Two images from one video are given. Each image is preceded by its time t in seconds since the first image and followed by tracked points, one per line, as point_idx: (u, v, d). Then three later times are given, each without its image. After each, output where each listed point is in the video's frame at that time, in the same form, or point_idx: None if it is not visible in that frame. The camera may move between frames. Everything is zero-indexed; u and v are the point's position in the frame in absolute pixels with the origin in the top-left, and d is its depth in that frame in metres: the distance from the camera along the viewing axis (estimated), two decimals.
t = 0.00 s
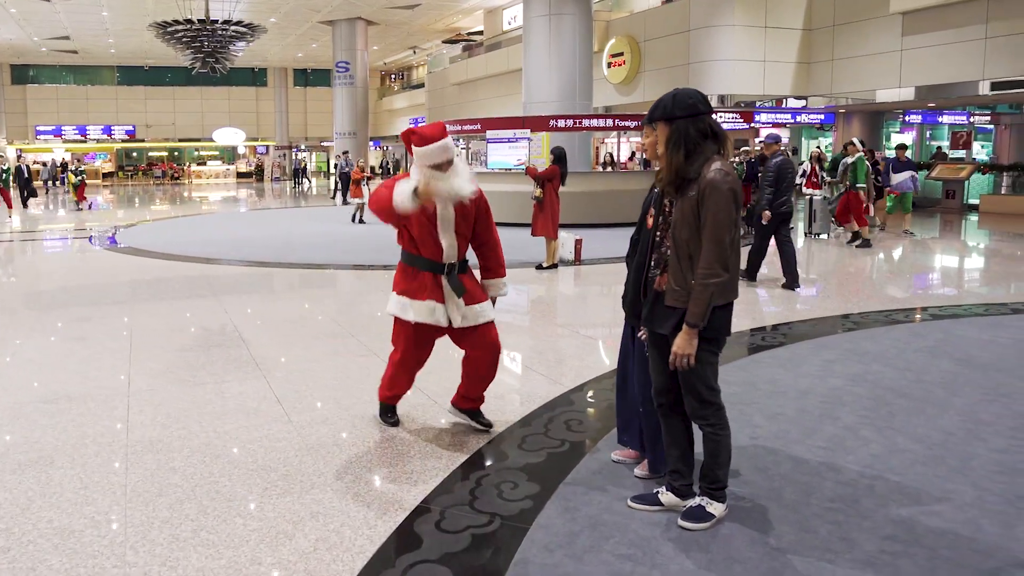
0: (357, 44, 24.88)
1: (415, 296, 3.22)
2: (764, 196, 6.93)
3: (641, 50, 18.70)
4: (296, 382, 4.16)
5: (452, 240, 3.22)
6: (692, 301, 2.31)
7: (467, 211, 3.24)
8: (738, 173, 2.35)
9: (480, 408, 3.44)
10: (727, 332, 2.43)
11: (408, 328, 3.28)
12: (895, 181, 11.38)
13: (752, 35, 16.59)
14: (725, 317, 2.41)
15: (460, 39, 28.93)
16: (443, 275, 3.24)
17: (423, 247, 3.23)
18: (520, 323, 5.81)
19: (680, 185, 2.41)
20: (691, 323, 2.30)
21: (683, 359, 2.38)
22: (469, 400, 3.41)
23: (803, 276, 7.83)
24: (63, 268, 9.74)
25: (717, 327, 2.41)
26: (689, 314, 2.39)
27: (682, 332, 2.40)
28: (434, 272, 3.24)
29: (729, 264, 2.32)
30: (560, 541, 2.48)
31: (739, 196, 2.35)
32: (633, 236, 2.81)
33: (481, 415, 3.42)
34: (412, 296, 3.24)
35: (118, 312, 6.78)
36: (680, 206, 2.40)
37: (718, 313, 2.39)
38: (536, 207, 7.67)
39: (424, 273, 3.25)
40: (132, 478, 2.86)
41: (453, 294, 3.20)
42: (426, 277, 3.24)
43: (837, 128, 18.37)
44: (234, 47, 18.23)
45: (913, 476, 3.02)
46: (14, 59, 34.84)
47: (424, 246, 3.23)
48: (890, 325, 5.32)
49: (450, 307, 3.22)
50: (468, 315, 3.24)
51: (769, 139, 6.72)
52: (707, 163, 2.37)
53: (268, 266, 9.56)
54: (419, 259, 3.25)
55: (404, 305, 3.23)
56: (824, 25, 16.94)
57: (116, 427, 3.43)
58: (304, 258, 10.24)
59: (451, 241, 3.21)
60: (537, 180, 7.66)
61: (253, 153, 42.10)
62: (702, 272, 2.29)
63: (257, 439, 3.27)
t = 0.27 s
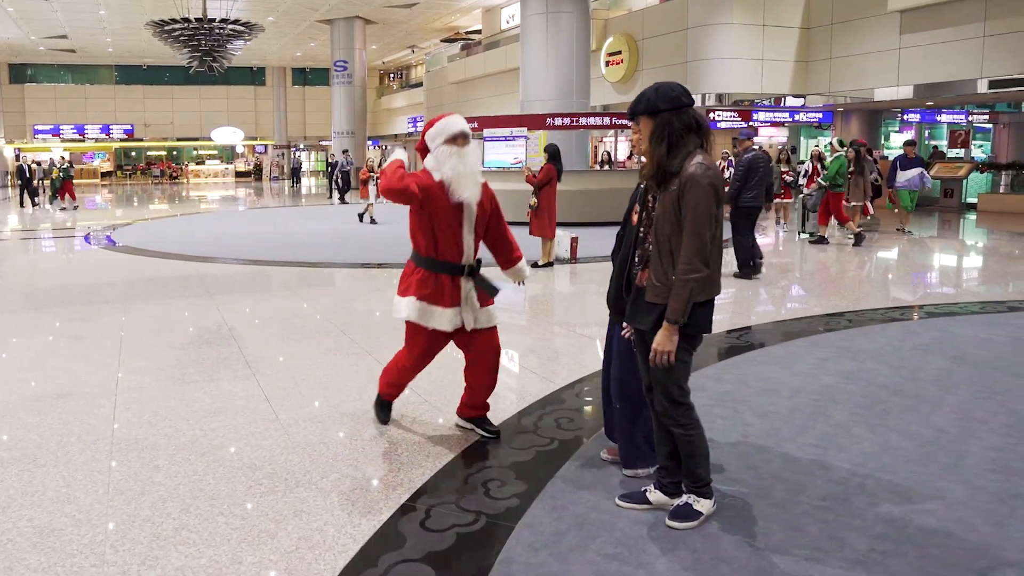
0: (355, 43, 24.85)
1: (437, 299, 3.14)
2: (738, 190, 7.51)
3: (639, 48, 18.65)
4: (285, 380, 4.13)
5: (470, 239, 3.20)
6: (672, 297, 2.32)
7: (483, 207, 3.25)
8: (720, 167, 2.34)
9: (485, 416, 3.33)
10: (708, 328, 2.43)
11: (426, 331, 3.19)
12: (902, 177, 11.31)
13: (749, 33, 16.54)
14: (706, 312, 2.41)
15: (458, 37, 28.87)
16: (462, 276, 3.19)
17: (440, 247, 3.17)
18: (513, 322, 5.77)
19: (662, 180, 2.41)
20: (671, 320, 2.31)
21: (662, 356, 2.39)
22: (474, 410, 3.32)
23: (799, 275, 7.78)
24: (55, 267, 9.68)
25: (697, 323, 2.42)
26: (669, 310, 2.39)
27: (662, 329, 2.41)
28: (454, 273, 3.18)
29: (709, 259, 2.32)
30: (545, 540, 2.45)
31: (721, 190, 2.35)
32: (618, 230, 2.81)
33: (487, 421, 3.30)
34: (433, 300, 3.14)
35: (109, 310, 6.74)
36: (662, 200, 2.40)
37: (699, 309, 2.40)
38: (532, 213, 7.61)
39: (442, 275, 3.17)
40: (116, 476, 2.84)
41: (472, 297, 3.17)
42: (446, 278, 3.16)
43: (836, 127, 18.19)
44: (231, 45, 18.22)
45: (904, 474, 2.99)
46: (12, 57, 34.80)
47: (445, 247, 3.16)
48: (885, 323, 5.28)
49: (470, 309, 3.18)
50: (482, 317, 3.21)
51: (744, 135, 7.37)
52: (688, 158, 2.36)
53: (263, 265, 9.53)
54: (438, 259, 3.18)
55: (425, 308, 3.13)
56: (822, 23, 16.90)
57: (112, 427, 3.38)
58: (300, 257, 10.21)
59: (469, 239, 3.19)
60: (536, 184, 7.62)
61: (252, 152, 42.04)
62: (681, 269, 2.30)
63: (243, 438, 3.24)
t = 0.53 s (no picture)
0: (353, 41, 24.84)
1: (461, 274, 2.84)
2: (721, 191, 7.61)
3: (636, 46, 18.56)
4: (270, 379, 4.09)
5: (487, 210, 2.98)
6: (653, 294, 2.28)
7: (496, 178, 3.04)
8: (704, 162, 2.30)
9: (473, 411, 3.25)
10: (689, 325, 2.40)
11: (447, 308, 2.84)
12: (907, 176, 11.07)
13: (747, 32, 16.48)
14: (688, 310, 2.39)
15: (457, 36, 28.84)
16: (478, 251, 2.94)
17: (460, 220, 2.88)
18: (504, 321, 5.72)
19: (645, 174, 2.37)
20: (652, 318, 2.28)
21: (643, 354, 2.36)
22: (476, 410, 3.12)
23: (795, 274, 7.70)
24: (43, 266, 9.62)
25: (677, 321, 2.39)
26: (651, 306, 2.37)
27: (643, 326, 2.38)
28: (471, 247, 2.90)
29: (692, 256, 2.28)
30: (527, 541, 2.40)
31: (705, 186, 2.31)
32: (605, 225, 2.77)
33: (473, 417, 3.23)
34: (459, 275, 2.84)
35: (98, 309, 6.72)
36: (646, 195, 2.36)
37: (680, 306, 2.37)
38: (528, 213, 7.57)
39: (463, 250, 2.87)
40: (93, 476, 2.80)
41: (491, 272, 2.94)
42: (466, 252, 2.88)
43: (833, 125, 18.11)
44: (228, 43, 18.26)
45: (894, 474, 2.94)
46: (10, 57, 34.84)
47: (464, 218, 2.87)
48: (880, 321, 5.22)
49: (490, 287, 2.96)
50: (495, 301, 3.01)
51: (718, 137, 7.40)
52: (674, 153, 2.32)
53: (257, 263, 9.55)
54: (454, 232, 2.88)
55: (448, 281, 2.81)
56: (819, 21, 16.83)
57: (109, 426, 3.33)
58: (294, 255, 10.18)
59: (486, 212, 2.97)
60: (531, 184, 7.54)
61: (250, 151, 41.93)
62: (663, 266, 2.26)
63: (225, 437, 3.20)
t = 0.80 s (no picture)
0: (350, 39, 24.81)
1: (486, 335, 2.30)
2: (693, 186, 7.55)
3: (634, 45, 18.47)
4: (250, 380, 4.03)
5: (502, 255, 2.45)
6: (631, 294, 2.21)
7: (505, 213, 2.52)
8: (685, 157, 2.24)
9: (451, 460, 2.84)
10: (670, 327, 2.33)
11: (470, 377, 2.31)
12: (912, 173, 10.92)
13: (744, 30, 16.41)
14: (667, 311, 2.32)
15: (455, 34, 28.82)
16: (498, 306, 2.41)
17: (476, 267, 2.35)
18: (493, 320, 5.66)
19: (628, 169, 2.31)
20: (631, 318, 2.21)
21: (622, 356, 2.30)
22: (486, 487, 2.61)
23: (790, 273, 7.61)
24: (32, 266, 9.57)
25: (657, 321, 2.33)
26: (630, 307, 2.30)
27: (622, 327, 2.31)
28: (491, 302, 2.37)
29: (671, 255, 2.21)
30: (503, 550, 2.33)
31: (685, 182, 2.24)
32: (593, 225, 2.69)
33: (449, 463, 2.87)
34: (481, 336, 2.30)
35: (80, 309, 6.66)
36: (626, 190, 2.30)
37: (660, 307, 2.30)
38: (521, 212, 7.51)
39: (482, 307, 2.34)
40: (63, 479, 2.75)
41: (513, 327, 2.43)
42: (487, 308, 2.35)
43: (831, 124, 17.82)
44: (223, 41, 18.29)
45: (881, 477, 2.88)
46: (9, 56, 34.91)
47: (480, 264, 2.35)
48: (873, 321, 5.15)
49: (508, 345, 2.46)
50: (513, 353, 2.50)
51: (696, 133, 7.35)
52: (655, 148, 2.25)
53: (250, 262, 9.51)
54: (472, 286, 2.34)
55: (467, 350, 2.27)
56: (816, 19, 16.73)
57: (108, 425, 3.30)
58: (286, 255, 10.13)
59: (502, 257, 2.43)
60: (526, 182, 7.37)
61: (249, 150, 41.91)
62: (641, 264, 2.19)
63: (200, 439, 3.14)
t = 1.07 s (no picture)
0: (347, 40, 24.78)
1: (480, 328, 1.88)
2: (666, 186, 7.51)
3: (631, 45, 18.39)
4: (226, 384, 3.98)
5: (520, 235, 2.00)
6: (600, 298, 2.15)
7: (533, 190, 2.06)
8: (654, 157, 2.19)
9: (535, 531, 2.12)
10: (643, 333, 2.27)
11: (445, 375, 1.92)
12: (918, 176, 10.79)
13: (741, 30, 16.33)
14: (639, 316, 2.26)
15: (453, 34, 28.72)
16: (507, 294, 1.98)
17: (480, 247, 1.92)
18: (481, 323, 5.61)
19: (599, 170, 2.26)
20: (601, 325, 2.15)
21: (595, 364, 2.23)
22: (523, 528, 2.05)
23: (782, 274, 7.54)
24: (22, 267, 9.54)
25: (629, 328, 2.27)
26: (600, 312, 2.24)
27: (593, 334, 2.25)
28: (497, 290, 1.95)
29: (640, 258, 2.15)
30: (470, 563, 2.27)
31: (654, 183, 2.19)
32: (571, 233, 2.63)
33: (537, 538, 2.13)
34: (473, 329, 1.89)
35: (62, 310, 6.62)
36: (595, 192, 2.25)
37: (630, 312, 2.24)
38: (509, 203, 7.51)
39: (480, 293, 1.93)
40: (28, 488, 2.70)
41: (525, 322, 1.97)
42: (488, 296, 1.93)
43: (829, 124, 17.64)
44: (219, 42, 18.34)
45: (863, 487, 2.82)
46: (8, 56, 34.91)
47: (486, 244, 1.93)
48: (863, 323, 5.09)
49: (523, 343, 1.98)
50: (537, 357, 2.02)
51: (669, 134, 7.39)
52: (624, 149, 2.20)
53: (241, 263, 9.47)
54: (479, 272, 1.92)
55: (466, 346, 1.87)
56: (814, 19, 16.64)
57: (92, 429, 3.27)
58: (277, 256, 10.08)
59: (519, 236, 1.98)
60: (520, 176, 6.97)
61: (247, 150, 41.92)
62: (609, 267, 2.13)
63: (170, 446, 3.10)
